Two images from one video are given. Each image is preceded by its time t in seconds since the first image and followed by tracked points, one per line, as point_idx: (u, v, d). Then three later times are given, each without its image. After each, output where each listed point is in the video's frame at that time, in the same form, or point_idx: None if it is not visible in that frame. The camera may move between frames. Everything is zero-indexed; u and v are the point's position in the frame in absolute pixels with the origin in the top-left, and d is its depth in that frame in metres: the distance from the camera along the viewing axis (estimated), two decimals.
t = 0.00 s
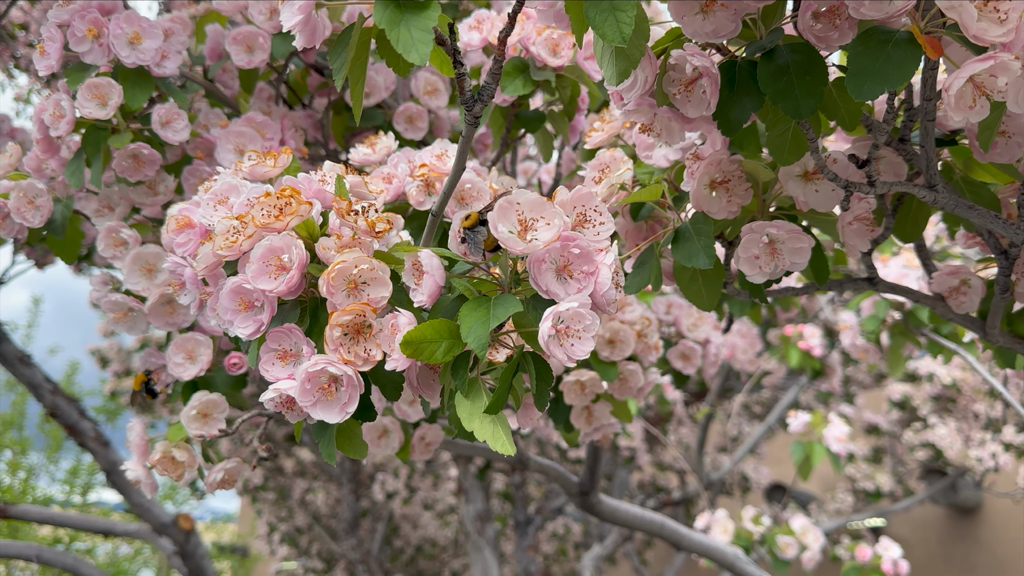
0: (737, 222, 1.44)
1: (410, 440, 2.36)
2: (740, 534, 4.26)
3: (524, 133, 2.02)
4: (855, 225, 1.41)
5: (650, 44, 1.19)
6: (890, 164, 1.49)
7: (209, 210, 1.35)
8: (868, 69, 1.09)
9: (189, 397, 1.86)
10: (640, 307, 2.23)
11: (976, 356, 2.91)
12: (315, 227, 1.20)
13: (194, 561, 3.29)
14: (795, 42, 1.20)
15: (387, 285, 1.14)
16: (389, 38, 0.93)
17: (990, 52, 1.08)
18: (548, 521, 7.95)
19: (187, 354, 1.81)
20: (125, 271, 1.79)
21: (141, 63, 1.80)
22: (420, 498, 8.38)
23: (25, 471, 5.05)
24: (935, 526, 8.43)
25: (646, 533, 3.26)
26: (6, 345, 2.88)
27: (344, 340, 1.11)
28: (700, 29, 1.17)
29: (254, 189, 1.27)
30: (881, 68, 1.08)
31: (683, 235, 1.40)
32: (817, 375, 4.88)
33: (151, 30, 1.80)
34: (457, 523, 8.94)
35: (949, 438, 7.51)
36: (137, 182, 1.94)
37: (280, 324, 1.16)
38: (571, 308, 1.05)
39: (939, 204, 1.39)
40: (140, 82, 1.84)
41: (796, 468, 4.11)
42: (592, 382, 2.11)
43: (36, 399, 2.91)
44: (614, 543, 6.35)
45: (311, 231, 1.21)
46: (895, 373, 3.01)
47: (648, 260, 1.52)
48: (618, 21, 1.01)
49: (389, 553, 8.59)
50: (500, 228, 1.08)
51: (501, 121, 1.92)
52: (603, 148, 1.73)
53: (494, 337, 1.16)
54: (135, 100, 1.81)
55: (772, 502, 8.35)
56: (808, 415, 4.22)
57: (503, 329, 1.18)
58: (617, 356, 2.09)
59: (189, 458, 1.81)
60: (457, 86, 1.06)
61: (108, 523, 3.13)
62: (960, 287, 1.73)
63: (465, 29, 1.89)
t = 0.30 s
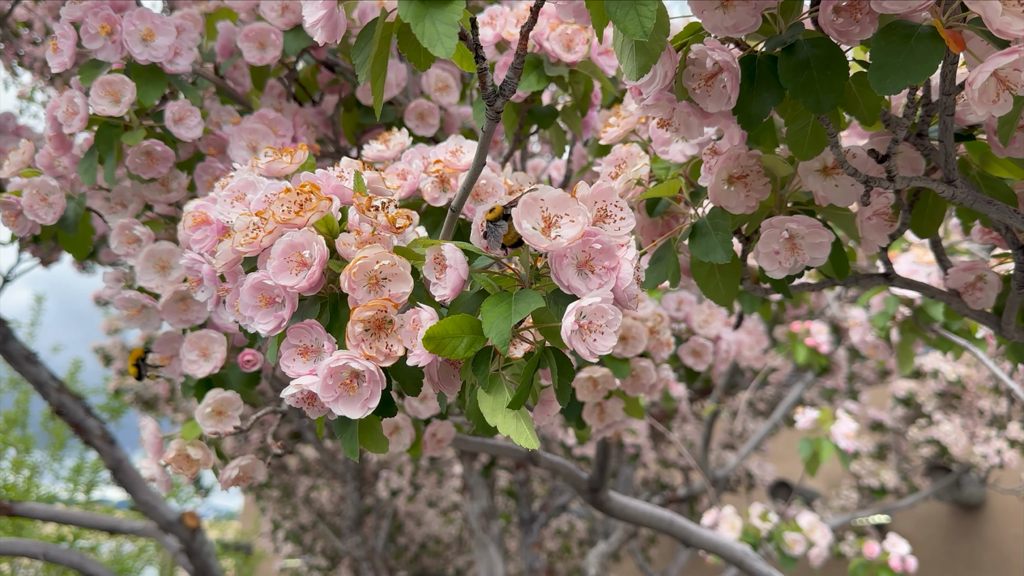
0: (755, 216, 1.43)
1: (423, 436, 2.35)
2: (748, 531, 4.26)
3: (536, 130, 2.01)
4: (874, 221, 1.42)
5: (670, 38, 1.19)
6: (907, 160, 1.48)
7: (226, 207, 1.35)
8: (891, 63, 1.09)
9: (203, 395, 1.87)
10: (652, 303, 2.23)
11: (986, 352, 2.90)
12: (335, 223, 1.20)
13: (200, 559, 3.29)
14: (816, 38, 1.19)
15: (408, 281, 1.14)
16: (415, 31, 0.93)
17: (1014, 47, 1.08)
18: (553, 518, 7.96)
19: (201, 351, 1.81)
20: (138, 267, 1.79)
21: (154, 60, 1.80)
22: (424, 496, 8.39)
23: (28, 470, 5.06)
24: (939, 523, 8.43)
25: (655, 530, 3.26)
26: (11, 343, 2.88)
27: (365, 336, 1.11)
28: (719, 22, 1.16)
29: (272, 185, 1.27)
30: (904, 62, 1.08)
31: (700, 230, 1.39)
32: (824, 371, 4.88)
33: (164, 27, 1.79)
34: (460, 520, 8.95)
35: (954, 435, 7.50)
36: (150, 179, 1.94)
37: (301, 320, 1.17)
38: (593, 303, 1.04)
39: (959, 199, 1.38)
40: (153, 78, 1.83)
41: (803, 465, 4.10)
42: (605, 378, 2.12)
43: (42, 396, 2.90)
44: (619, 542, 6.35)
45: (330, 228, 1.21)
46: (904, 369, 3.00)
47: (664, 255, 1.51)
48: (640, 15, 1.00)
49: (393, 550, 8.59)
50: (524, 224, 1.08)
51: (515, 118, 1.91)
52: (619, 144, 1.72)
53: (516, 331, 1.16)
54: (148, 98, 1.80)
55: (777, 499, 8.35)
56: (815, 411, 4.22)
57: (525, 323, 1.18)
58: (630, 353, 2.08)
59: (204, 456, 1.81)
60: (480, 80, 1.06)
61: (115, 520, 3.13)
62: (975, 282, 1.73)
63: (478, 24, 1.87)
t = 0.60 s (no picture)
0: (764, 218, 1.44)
1: (430, 436, 2.36)
2: (750, 528, 4.27)
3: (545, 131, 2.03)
4: (884, 222, 1.42)
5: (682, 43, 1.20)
6: (916, 161, 1.49)
7: (239, 209, 1.36)
8: (904, 66, 1.10)
9: (213, 396, 1.88)
10: (659, 302, 2.24)
11: (990, 350, 2.91)
12: (350, 226, 1.21)
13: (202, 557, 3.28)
14: (827, 41, 1.20)
15: (423, 283, 1.15)
16: (433, 38, 0.93)
17: None
18: (554, 516, 7.98)
19: (211, 352, 1.82)
20: (148, 268, 1.80)
21: (164, 62, 1.80)
22: (425, 494, 8.41)
23: (28, 468, 5.08)
24: (939, 520, 8.44)
25: (660, 528, 3.26)
26: (14, 341, 2.90)
27: (381, 339, 1.12)
28: (733, 27, 1.16)
29: (287, 188, 1.28)
30: (916, 66, 1.09)
31: (710, 232, 1.40)
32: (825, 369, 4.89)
33: (174, 28, 1.80)
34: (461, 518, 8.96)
35: (954, 432, 7.52)
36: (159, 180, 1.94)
37: (317, 323, 1.18)
38: (608, 306, 1.04)
39: (968, 200, 1.39)
40: (163, 80, 1.84)
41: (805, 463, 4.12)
42: (611, 379, 2.12)
43: (45, 395, 2.92)
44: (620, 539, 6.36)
45: (345, 231, 1.22)
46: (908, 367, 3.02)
47: (674, 255, 1.52)
48: (654, 20, 0.99)
49: (394, 548, 8.60)
50: (538, 226, 1.08)
51: (524, 119, 1.92)
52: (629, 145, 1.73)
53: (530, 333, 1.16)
54: (158, 99, 1.81)
55: (777, 496, 8.37)
56: (818, 409, 4.23)
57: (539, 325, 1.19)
58: (637, 352, 2.10)
59: (215, 456, 1.81)
60: (495, 85, 1.06)
61: (116, 518, 3.15)
62: (982, 282, 1.74)
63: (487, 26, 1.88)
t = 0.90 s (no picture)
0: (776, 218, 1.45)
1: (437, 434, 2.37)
2: (751, 525, 4.29)
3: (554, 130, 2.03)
4: (895, 223, 1.43)
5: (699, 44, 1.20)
6: (926, 161, 1.50)
7: (255, 209, 1.37)
8: (918, 69, 1.11)
9: (224, 393, 1.88)
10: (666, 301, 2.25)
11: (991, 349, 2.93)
12: (368, 227, 1.22)
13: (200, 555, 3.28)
14: (841, 43, 1.21)
15: (442, 284, 1.16)
16: (458, 41, 0.94)
17: None
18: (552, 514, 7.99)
19: (223, 350, 1.84)
20: (159, 268, 1.81)
21: (176, 61, 1.81)
22: (423, 491, 8.42)
23: (24, 465, 5.07)
24: (934, 517, 8.48)
25: (662, 525, 3.28)
26: (13, 340, 2.92)
27: (401, 338, 1.13)
28: (747, 29, 1.17)
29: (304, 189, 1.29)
30: (931, 68, 1.10)
31: (723, 232, 1.42)
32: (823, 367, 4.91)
33: (185, 28, 1.81)
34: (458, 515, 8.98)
35: (951, 430, 7.55)
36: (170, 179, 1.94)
37: (337, 323, 1.19)
38: (627, 307, 1.05)
39: (977, 201, 1.40)
40: (174, 79, 1.85)
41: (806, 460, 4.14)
42: (620, 376, 2.14)
43: (44, 393, 2.93)
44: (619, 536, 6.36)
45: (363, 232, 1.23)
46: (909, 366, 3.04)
47: (685, 255, 1.54)
48: (672, 24, 0.98)
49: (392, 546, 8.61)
50: (558, 228, 1.08)
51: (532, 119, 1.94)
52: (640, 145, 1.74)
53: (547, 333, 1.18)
54: (170, 98, 1.82)
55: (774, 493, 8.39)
56: (818, 407, 4.25)
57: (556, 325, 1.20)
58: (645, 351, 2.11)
59: (225, 452, 1.81)
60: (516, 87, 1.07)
61: (114, 517, 3.18)
62: (989, 282, 1.75)
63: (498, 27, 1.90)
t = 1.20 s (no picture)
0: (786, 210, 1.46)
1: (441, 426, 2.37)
2: (749, 520, 4.29)
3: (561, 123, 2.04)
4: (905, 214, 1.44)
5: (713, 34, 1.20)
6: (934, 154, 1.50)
7: (266, 199, 1.37)
8: (934, 58, 1.12)
9: (229, 385, 1.88)
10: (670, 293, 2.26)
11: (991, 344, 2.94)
12: (383, 216, 1.22)
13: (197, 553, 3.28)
14: (854, 34, 1.22)
15: (457, 273, 1.16)
16: (476, 28, 0.94)
17: None
18: (548, 510, 8.00)
19: (228, 342, 1.83)
20: (166, 259, 1.81)
21: (182, 51, 1.81)
22: (419, 487, 8.42)
23: (18, 462, 5.05)
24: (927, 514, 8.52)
25: (663, 519, 3.28)
26: (9, 336, 2.92)
27: (416, 327, 1.13)
28: (760, 19, 1.17)
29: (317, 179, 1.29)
30: (946, 58, 1.11)
31: (734, 222, 1.42)
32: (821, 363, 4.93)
33: (192, 18, 1.80)
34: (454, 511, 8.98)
35: (945, 426, 7.58)
36: (175, 170, 1.94)
37: (351, 312, 1.19)
38: (644, 295, 1.06)
39: (985, 192, 1.41)
40: (181, 70, 1.84)
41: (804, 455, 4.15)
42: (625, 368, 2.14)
43: (40, 388, 2.92)
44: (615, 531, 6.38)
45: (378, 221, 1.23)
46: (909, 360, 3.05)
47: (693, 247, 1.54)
48: (687, 11, 0.96)
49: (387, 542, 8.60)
50: (573, 215, 1.09)
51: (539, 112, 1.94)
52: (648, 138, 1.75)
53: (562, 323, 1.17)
54: (176, 89, 1.81)
55: (769, 489, 8.42)
56: (816, 402, 4.26)
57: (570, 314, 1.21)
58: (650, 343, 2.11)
59: (232, 444, 1.82)
60: (531, 75, 1.06)
61: (111, 512, 3.15)
62: (995, 274, 1.76)
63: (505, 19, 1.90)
